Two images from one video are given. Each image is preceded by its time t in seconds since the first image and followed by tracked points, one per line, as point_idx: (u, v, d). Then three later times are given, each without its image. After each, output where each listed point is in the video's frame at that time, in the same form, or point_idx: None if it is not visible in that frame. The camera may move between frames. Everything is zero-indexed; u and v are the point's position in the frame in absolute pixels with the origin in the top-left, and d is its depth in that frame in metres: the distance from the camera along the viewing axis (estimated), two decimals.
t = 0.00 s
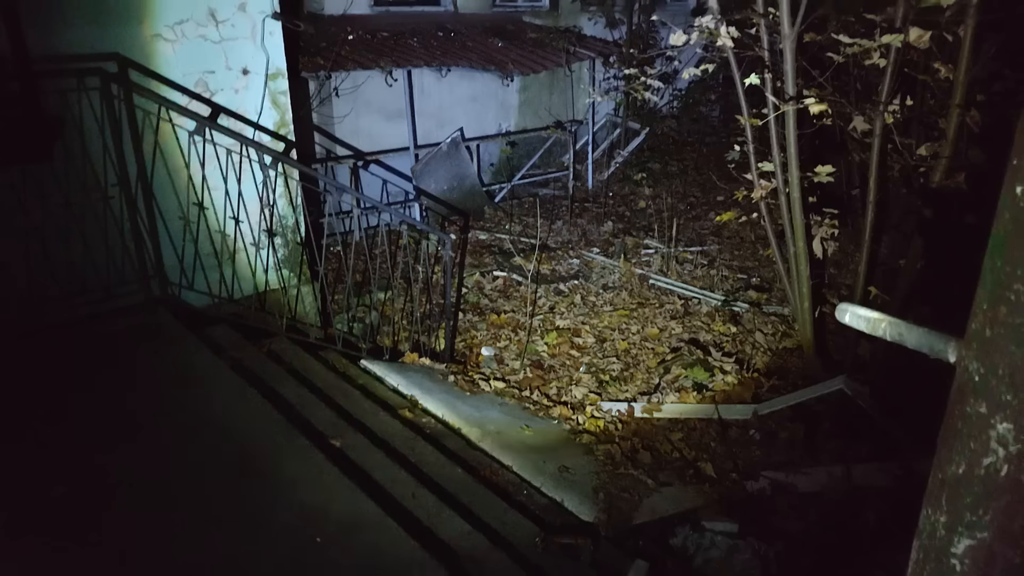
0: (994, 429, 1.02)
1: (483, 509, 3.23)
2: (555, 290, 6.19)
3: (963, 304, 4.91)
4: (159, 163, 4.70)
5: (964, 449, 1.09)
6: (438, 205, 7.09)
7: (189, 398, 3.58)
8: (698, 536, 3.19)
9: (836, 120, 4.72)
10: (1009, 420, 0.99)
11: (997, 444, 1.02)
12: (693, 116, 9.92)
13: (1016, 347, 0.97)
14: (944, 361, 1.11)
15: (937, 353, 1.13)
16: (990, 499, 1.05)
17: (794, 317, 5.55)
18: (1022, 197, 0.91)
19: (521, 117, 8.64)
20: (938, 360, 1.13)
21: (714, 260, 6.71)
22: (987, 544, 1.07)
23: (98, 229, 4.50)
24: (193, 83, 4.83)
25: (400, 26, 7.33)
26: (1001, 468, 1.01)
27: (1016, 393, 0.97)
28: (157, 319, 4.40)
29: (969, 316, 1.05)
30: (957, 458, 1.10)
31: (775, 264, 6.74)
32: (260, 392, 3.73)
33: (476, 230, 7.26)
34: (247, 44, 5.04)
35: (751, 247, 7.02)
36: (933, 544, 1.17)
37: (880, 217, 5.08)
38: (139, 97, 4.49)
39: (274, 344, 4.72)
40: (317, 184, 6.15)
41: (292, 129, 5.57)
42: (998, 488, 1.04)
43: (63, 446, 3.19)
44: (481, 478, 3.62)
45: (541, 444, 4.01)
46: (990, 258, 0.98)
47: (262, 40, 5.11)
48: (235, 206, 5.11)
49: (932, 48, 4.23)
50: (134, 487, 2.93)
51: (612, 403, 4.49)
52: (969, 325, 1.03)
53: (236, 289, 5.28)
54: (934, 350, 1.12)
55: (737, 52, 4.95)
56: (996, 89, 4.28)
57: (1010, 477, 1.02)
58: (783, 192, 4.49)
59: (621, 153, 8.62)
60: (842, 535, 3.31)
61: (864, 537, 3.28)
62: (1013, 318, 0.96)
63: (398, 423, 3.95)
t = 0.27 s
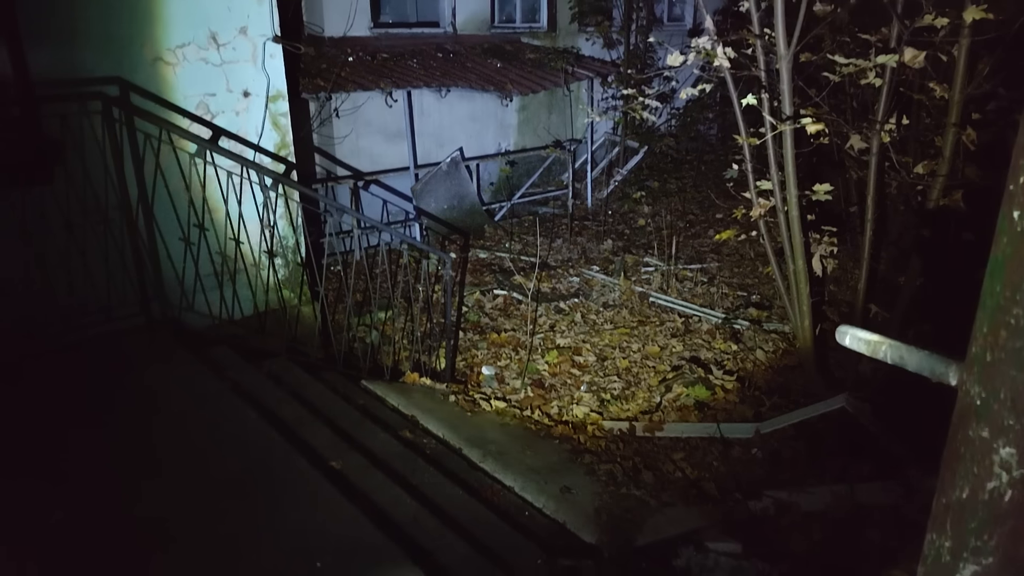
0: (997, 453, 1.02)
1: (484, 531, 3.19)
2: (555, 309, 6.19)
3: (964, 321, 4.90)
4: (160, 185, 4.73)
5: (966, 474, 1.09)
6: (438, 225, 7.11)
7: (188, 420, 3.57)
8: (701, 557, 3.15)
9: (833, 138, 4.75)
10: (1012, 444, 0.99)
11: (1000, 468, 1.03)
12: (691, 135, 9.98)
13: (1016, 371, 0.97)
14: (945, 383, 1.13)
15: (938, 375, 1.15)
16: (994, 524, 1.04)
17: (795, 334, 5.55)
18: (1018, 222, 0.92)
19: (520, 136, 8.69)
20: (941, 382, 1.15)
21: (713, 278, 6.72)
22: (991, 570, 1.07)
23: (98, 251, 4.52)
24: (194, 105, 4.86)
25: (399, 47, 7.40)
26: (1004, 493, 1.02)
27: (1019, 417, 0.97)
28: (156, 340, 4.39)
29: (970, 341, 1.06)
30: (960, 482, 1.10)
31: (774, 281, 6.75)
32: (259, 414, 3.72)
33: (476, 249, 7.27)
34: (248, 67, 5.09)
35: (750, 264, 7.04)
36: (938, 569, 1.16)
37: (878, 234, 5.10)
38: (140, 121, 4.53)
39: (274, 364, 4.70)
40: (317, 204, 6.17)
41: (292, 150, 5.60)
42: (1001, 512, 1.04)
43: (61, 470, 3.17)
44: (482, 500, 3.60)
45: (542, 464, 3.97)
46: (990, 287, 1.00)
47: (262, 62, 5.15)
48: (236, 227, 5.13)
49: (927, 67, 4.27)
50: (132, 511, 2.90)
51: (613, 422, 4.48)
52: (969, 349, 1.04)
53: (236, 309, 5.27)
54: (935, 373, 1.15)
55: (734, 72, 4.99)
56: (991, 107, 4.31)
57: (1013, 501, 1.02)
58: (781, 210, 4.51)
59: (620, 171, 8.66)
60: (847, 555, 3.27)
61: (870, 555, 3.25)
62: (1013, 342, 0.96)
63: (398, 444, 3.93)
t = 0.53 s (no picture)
0: (1000, 474, 1.02)
1: (483, 548, 3.15)
2: (555, 322, 6.18)
3: (964, 336, 4.90)
4: (160, 200, 4.72)
5: (970, 495, 1.09)
6: (438, 239, 7.12)
7: (186, 435, 3.55)
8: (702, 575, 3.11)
9: (832, 154, 4.76)
10: (1016, 466, 0.99)
11: (1004, 490, 1.02)
12: (691, 149, 10.00)
13: (1019, 393, 0.97)
14: (946, 403, 1.16)
15: (939, 395, 1.18)
16: (999, 546, 1.04)
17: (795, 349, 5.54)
18: (1020, 242, 0.92)
19: (520, 150, 8.71)
20: (941, 401, 1.18)
21: (713, 292, 6.72)
22: None
23: (98, 265, 4.52)
24: (195, 121, 4.88)
25: (400, 62, 7.43)
26: (1009, 516, 1.01)
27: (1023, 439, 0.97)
28: (155, 354, 4.37)
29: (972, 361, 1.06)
30: (963, 503, 1.09)
31: (774, 295, 6.75)
32: (258, 430, 3.69)
33: (475, 263, 7.27)
34: (249, 82, 5.11)
35: (750, 279, 7.05)
36: None
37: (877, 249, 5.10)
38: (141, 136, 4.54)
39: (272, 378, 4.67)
40: (317, 218, 6.17)
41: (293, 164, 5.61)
42: (1006, 534, 1.03)
43: (58, 486, 3.14)
44: (481, 516, 3.56)
45: (542, 479, 3.90)
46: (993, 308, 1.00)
47: (264, 78, 5.17)
48: (236, 242, 5.12)
49: (925, 83, 4.29)
50: (127, 528, 2.87)
51: (613, 438, 4.46)
52: (971, 369, 1.04)
53: (235, 324, 5.24)
54: (936, 393, 1.17)
55: (732, 87, 5.01)
56: (990, 123, 4.33)
57: (1018, 524, 1.01)
58: (781, 225, 4.51)
59: (619, 186, 8.69)
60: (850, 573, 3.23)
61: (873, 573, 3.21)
62: (1015, 362, 0.96)
63: (397, 459, 3.89)
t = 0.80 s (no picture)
0: (1009, 496, 1.01)
1: (487, 567, 3.12)
2: (559, 338, 6.18)
3: (970, 351, 4.88)
4: (165, 217, 4.75)
5: (978, 517, 1.08)
6: (441, 255, 7.14)
7: (189, 453, 3.54)
8: None
9: (834, 170, 4.77)
10: None
11: (1013, 512, 1.02)
12: (693, 164, 10.02)
13: None
14: (954, 423, 1.18)
15: (946, 415, 1.20)
16: (1010, 571, 1.03)
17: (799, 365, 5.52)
18: None
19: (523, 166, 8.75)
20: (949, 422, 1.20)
21: (716, 307, 6.73)
22: None
23: (102, 282, 4.52)
24: (200, 139, 4.91)
25: (403, 80, 7.49)
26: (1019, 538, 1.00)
27: None
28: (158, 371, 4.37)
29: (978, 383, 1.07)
30: (973, 526, 1.09)
31: (778, 310, 6.75)
32: (260, 447, 3.68)
33: (478, 279, 7.29)
34: (254, 101, 5.16)
35: (753, 293, 7.05)
36: None
37: (880, 264, 5.11)
38: (146, 154, 4.56)
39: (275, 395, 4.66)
40: (321, 235, 6.19)
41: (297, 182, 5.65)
42: (1017, 558, 1.02)
43: (60, 504, 3.13)
44: (484, 533, 3.51)
45: (545, 495, 3.82)
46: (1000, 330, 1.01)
47: (268, 96, 5.22)
48: (239, 258, 5.13)
49: (927, 100, 4.30)
50: (129, 546, 2.85)
51: (617, 454, 4.44)
52: (977, 391, 1.05)
53: (238, 340, 5.23)
54: (944, 413, 1.19)
55: (734, 104, 5.04)
56: (992, 139, 4.34)
57: None
58: (783, 241, 4.51)
59: (622, 201, 8.72)
60: None
61: None
62: (1020, 384, 0.97)
63: (400, 476, 3.87)
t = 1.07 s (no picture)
0: (1018, 514, 1.00)
1: None
2: (561, 350, 6.17)
3: (974, 363, 4.86)
4: (167, 231, 4.76)
5: (986, 535, 1.07)
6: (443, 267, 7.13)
7: (189, 468, 3.52)
8: None
9: (836, 182, 4.76)
10: None
11: (1022, 530, 1.01)
12: (695, 176, 9.89)
13: None
14: (961, 439, 1.17)
15: (953, 431, 1.19)
16: None
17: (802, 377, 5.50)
18: None
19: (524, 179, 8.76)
20: (955, 438, 1.19)
21: (718, 318, 6.72)
22: None
23: (105, 296, 4.52)
24: (203, 153, 4.93)
25: (405, 93, 7.51)
26: None
27: None
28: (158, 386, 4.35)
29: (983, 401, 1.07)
30: (981, 543, 1.07)
31: (780, 322, 6.74)
32: (261, 462, 3.65)
33: (480, 291, 7.29)
34: (256, 114, 5.18)
35: (755, 305, 7.05)
36: None
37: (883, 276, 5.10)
38: (149, 168, 4.58)
39: (275, 408, 4.63)
40: (322, 247, 6.18)
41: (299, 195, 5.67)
42: None
43: (59, 519, 3.10)
44: (487, 549, 3.48)
45: (549, 509, 3.80)
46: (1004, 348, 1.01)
47: (271, 110, 5.25)
48: (242, 272, 5.14)
49: (927, 113, 4.31)
50: (127, 563, 2.82)
51: (620, 468, 4.41)
52: (985, 408, 1.04)
53: (240, 354, 5.23)
54: (950, 429, 1.18)
55: (735, 117, 5.05)
56: (992, 151, 4.34)
57: None
58: (785, 253, 4.49)
59: (623, 213, 8.73)
60: None
61: None
62: None
63: (402, 491, 3.84)
